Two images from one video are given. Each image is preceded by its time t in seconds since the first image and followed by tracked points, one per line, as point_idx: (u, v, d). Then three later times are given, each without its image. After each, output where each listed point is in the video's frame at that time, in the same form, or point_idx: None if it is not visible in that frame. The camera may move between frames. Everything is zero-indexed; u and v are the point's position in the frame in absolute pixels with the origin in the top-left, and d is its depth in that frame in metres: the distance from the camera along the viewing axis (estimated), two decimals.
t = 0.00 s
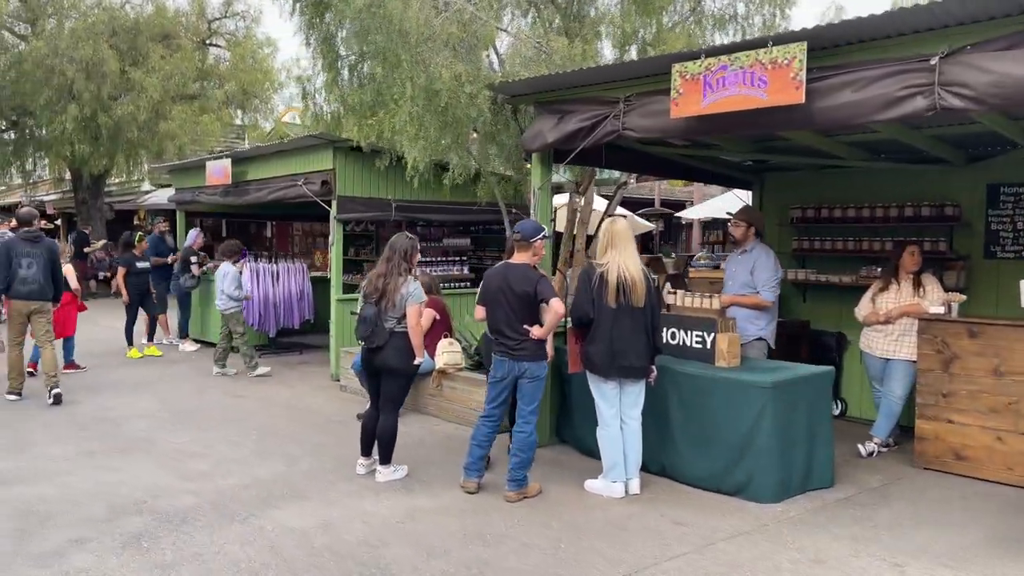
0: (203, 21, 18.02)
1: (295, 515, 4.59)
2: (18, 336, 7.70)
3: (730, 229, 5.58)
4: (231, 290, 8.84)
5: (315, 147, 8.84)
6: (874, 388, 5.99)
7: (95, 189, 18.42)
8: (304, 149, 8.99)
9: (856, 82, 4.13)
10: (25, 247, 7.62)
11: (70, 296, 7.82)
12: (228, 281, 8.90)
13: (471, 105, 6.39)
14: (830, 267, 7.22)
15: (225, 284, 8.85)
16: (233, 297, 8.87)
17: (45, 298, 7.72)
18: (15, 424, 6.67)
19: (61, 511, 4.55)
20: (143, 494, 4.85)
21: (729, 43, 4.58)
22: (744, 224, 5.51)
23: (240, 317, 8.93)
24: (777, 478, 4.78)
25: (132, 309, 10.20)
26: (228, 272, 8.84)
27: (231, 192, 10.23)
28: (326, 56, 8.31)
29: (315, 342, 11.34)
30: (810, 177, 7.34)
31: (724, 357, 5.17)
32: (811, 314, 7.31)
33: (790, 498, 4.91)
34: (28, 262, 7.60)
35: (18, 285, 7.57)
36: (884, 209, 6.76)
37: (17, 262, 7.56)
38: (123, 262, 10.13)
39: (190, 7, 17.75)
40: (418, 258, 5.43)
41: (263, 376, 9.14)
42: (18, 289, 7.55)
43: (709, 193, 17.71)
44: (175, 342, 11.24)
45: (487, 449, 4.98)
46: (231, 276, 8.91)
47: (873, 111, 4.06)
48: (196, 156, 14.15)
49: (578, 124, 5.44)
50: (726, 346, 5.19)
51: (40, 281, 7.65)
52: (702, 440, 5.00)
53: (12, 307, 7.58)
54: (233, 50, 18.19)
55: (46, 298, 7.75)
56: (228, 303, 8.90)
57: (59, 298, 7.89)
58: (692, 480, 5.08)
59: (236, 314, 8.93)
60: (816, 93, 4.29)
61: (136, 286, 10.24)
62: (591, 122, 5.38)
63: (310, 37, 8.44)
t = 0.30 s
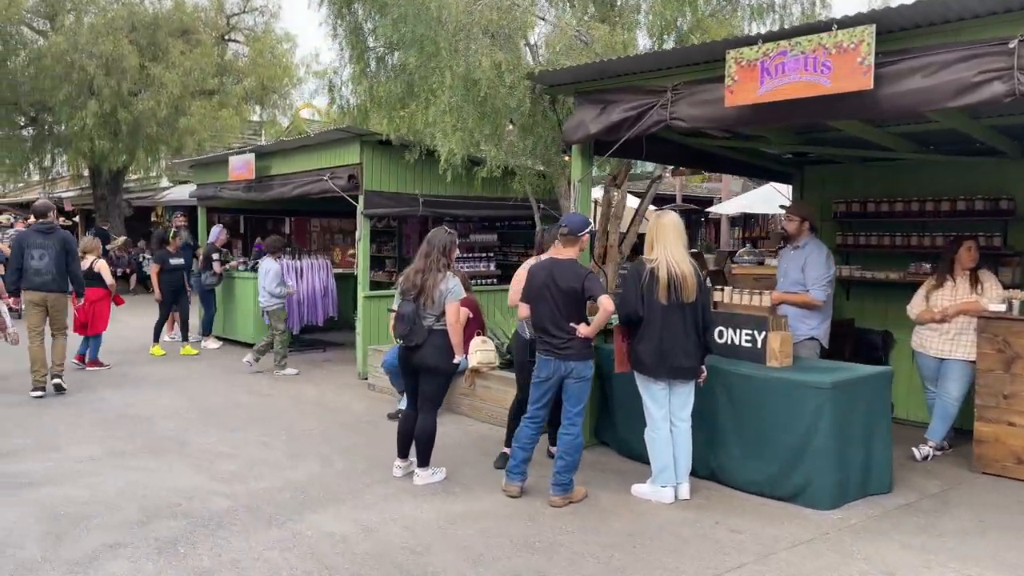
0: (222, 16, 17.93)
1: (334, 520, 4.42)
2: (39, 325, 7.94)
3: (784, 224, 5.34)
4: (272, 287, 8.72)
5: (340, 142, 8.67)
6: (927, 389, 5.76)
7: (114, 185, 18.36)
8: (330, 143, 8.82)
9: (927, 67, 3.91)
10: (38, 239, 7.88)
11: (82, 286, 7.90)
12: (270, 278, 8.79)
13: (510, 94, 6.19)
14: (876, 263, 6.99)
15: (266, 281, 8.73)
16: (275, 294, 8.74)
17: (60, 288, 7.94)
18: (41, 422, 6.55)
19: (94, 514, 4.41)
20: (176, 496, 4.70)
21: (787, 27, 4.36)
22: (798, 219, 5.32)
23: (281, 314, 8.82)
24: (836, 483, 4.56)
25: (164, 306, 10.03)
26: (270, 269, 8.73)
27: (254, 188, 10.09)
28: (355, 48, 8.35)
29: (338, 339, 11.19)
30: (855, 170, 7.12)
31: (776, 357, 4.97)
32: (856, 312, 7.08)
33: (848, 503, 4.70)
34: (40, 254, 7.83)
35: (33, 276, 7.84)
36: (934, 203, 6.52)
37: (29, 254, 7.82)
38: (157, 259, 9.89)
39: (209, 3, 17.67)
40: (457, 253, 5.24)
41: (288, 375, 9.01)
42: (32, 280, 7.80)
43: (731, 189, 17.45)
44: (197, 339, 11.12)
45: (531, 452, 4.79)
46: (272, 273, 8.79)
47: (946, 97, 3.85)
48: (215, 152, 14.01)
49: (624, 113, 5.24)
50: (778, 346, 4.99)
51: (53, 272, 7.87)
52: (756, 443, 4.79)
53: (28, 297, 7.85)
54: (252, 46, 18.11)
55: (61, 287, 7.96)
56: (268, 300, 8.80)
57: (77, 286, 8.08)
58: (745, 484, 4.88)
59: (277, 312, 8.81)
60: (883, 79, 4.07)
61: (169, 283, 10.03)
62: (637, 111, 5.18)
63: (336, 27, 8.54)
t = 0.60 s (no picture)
0: (237, 12, 17.79)
1: (371, 530, 4.23)
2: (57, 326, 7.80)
3: (840, 221, 5.20)
4: (308, 286, 8.53)
5: (364, 137, 8.46)
6: (982, 392, 5.51)
7: (128, 182, 18.23)
8: (353, 139, 8.63)
9: (1001, 54, 3.69)
10: (57, 239, 7.74)
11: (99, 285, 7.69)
12: (306, 275, 8.60)
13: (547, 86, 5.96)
14: (922, 260, 6.77)
15: (301, 279, 8.55)
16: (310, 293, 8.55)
17: (79, 289, 7.79)
18: (63, 425, 6.39)
19: (122, 523, 4.24)
20: (205, 505, 4.52)
21: (848, 13, 4.14)
22: (854, 215, 5.16)
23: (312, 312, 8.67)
24: (897, 492, 4.34)
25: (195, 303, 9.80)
26: (306, 267, 8.55)
27: (274, 184, 9.93)
28: (381, 40, 8.64)
29: (358, 339, 11.02)
30: (899, 164, 6.89)
31: (830, 358, 4.74)
32: (900, 311, 6.85)
33: (909, 513, 4.47)
34: (59, 254, 7.70)
35: (52, 278, 7.65)
36: (985, 198, 6.27)
37: (48, 254, 7.69)
38: (188, 255, 9.81)
39: None
40: (494, 249, 5.03)
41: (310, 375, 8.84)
42: (51, 281, 7.64)
43: (752, 186, 17.20)
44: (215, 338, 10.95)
45: (574, 459, 4.58)
46: (308, 271, 8.61)
47: None
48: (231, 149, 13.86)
49: (670, 104, 5.02)
50: (831, 347, 4.77)
51: (73, 272, 7.72)
52: (811, 450, 4.58)
53: (47, 298, 7.71)
54: (267, 42, 17.96)
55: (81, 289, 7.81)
56: (302, 299, 8.61)
57: (97, 288, 7.93)
58: (799, 493, 4.67)
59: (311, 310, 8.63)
60: (954, 66, 3.84)
61: (200, 280, 9.89)
62: (683, 103, 4.96)
63: (361, 19, 8.91)
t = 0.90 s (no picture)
0: (248, 7, 17.60)
1: (409, 540, 4.06)
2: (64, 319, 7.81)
3: (893, 217, 5.11)
4: (343, 285, 8.43)
5: (385, 132, 8.28)
6: None
7: (139, 179, 18.08)
8: (373, 134, 8.44)
9: None
10: (74, 232, 7.75)
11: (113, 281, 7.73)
12: (341, 274, 8.50)
13: (586, 77, 5.82)
14: (966, 258, 6.57)
15: (336, 277, 8.44)
16: (344, 292, 8.44)
17: (92, 283, 7.83)
18: (82, 427, 6.23)
19: (150, 532, 4.07)
20: (235, 513, 4.35)
21: None
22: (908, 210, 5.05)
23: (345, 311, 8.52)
24: (960, 502, 4.16)
25: (219, 301, 9.72)
26: (341, 265, 8.44)
27: (291, 181, 9.77)
28: (406, 32, 8.59)
29: (376, 337, 10.84)
30: (940, 158, 6.70)
31: (883, 360, 4.54)
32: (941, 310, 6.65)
33: (970, 523, 4.29)
34: (75, 247, 7.70)
35: (67, 270, 7.69)
36: None
37: (64, 247, 7.67)
38: (209, 253, 9.70)
39: None
40: (531, 246, 4.83)
41: (329, 374, 8.66)
42: (66, 273, 7.67)
43: (769, 182, 16.98)
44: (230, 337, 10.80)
45: (617, 465, 4.39)
46: (343, 270, 8.51)
47: None
48: (244, 145, 13.70)
49: (714, 95, 4.83)
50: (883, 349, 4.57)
51: (87, 266, 7.76)
52: (867, 457, 4.42)
53: (59, 290, 7.71)
54: (279, 37, 17.78)
55: (94, 282, 7.86)
56: (336, 297, 8.48)
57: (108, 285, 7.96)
58: (854, 502, 4.51)
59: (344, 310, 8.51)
60: None
61: (222, 278, 9.80)
62: (728, 94, 4.77)
63: (385, 11, 8.95)
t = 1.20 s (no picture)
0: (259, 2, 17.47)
1: (452, 551, 3.89)
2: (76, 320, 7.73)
3: (945, 211, 4.91)
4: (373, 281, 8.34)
5: (406, 127, 8.11)
6: None
7: (148, 176, 17.93)
8: (394, 129, 8.26)
9: None
10: (79, 234, 7.69)
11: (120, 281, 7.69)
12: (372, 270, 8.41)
13: (627, 67, 5.61)
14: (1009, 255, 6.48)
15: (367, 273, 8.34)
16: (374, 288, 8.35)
17: (99, 286, 7.73)
18: (102, 429, 6.07)
19: (181, 542, 3.91)
20: (268, 521, 4.19)
21: None
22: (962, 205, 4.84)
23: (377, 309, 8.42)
24: None
25: (241, 300, 9.60)
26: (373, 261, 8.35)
27: (308, 177, 9.62)
28: (431, 25, 8.58)
29: (393, 337, 10.68)
30: (986, 154, 6.63)
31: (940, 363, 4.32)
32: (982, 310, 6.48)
33: None
34: (81, 249, 7.64)
35: (72, 272, 7.63)
36: None
37: (70, 249, 7.61)
38: (230, 251, 9.48)
39: None
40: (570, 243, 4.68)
41: (349, 375, 8.50)
42: (71, 275, 7.60)
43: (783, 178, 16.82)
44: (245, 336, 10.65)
45: (665, 473, 4.20)
46: (375, 265, 8.41)
47: None
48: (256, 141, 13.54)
49: (761, 87, 4.63)
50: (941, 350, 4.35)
51: (93, 268, 7.68)
52: (925, 464, 4.23)
53: (66, 292, 7.65)
54: (289, 32, 17.65)
55: (100, 284, 7.75)
56: (367, 294, 8.38)
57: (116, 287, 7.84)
58: (909, 510, 4.33)
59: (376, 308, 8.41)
60: None
61: (243, 276, 9.61)
62: (778, 85, 4.57)
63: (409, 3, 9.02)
